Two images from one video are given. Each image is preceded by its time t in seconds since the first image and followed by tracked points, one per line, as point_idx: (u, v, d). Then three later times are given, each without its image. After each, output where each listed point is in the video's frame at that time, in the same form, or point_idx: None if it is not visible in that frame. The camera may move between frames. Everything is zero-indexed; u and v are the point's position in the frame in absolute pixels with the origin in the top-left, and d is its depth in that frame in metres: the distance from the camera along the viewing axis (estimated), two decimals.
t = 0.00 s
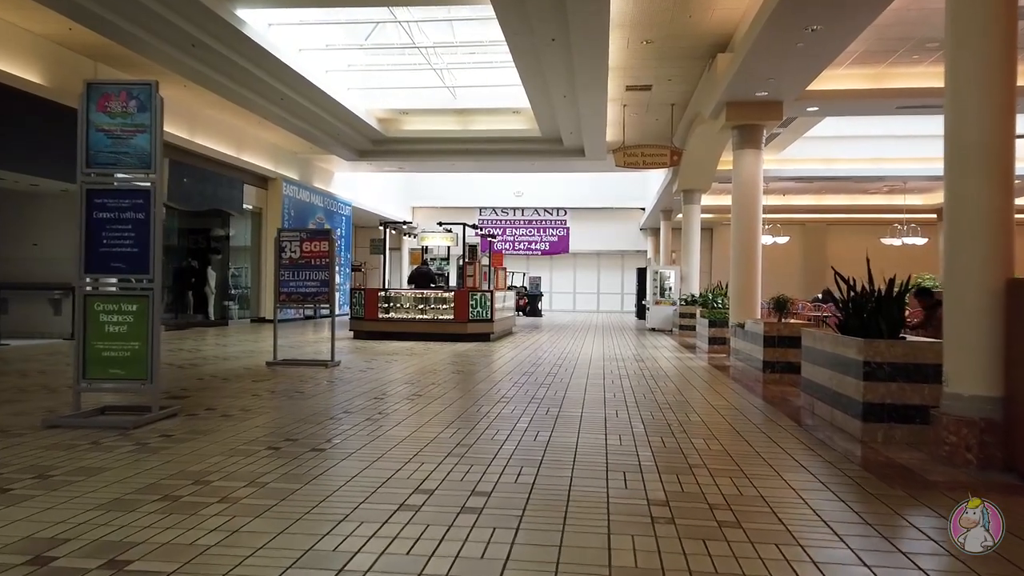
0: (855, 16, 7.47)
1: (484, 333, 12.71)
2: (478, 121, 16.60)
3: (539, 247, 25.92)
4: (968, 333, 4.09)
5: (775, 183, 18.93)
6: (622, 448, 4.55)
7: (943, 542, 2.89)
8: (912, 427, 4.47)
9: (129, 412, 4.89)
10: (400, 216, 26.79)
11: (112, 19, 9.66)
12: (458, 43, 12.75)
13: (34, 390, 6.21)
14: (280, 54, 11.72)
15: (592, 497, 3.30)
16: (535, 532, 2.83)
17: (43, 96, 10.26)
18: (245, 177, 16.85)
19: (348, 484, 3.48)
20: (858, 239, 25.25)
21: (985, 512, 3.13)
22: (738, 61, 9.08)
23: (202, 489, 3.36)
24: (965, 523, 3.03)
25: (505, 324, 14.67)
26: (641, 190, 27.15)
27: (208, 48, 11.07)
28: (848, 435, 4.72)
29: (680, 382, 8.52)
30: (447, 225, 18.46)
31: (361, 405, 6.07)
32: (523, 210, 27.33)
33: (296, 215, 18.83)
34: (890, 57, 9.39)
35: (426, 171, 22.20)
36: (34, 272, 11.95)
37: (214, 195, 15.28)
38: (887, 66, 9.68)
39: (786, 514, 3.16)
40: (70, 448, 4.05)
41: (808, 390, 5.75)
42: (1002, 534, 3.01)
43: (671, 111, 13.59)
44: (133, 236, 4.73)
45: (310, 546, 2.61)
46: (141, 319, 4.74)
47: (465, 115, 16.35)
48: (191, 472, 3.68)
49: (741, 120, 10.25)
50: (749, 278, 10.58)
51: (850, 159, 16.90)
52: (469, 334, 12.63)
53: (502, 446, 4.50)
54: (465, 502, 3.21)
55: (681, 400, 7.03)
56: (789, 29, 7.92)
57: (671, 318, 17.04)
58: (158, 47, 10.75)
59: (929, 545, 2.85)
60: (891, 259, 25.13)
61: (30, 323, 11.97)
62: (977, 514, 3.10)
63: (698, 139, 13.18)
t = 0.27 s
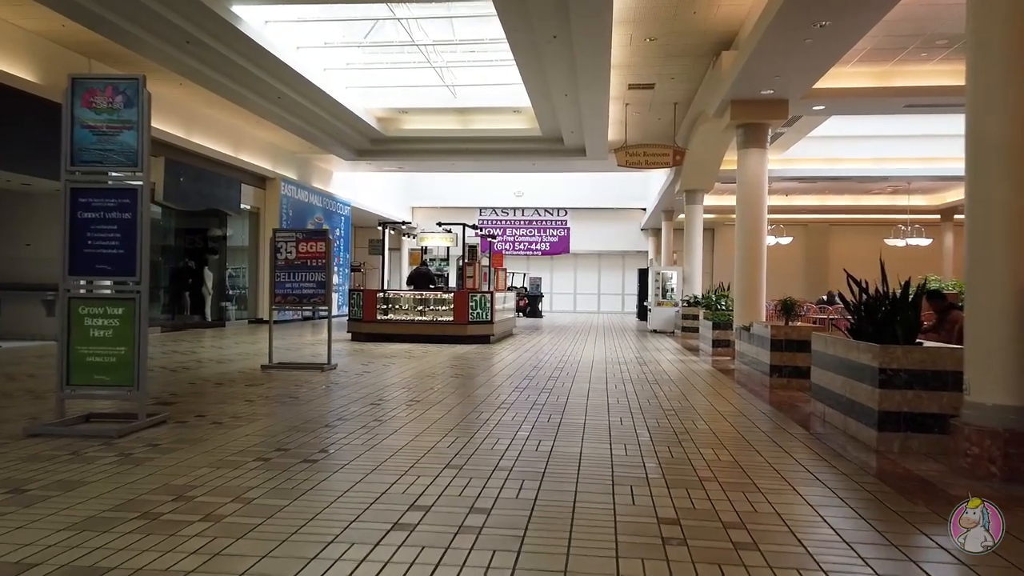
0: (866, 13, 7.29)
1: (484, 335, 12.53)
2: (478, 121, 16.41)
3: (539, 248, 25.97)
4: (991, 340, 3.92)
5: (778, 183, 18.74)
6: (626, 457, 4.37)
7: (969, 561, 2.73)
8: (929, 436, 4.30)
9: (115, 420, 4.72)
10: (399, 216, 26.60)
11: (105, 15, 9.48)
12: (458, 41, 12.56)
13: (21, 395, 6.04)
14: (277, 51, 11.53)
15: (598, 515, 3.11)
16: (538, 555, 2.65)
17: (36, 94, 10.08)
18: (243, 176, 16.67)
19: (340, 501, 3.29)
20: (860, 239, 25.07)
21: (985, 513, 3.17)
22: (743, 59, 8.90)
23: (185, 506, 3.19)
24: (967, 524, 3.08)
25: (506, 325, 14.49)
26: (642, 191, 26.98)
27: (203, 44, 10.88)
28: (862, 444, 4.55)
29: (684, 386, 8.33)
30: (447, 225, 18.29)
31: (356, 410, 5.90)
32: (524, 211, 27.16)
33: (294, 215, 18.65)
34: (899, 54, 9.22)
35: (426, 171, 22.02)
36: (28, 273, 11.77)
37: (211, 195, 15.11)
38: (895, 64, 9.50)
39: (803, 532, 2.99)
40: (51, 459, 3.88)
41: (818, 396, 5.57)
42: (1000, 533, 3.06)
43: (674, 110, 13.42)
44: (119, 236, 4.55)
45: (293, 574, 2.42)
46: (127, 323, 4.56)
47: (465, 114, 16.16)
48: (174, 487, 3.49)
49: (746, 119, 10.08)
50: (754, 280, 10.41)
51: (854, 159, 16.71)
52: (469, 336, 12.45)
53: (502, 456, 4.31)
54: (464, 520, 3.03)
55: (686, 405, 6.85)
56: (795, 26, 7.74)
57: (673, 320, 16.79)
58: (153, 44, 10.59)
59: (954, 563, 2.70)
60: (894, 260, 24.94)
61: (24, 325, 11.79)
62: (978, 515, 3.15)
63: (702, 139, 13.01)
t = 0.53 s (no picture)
0: (873, 5, 7.12)
1: (483, 334, 12.35)
2: (477, 118, 16.24)
3: (539, 247, 25.73)
4: (1009, 339, 3.76)
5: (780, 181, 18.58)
6: (629, 459, 4.18)
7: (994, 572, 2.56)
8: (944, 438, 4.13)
9: (97, 421, 4.56)
10: (398, 215, 26.44)
11: (96, 9, 9.31)
12: (457, 37, 12.40)
13: (4, 396, 5.87)
14: (272, 46, 11.36)
15: (601, 523, 2.93)
16: (536, 569, 2.46)
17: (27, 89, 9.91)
18: (239, 174, 16.50)
19: (326, 507, 3.10)
20: (862, 238, 24.90)
21: (985, 512, 3.03)
22: (746, 53, 8.72)
23: (160, 513, 3.00)
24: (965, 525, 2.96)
25: (505, 325, 14.32)
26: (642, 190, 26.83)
27: (196, 38, 10.71)
28: (873, 446, 4.38)
29: (686, 386, 8.15)
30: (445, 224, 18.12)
31: (349, 411, 5.72)
32: (523, 210, 27.03)
33: (291, 214, 18.48)
34: (904, 48, 9.06)
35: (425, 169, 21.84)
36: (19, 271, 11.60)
37: (207, 193, 14.95)
38: (901, 58, 9.34)
39: (817, 542, 2.81)
40: (26, 462, 3.71)
41: (826, 397, 5.39)
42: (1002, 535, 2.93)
43: (675, 107, 13.25)
44: (101, 231, 4.39)
45: None
46: (109, 321, 4.40)
47: (464, 111, 15.99)
48: (151, 493, 3.30)
49: (749, 115, 9.91)
50: (757, 278, 10.24)
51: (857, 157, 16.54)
52: (467, 335, 12.28)
53: (499, 458, 4.12)
54: (458, 529, 2.84)
55: (690, 404, 6.66)
56: (800, 20, 7.57)
57: (675, 320, 16.63)
58: (146, 38, 10.42)
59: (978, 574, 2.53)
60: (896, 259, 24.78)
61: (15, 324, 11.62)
62: (978, 514, 3.01)
63: (703, 135, 12.84)
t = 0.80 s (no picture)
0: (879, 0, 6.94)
1: (481, 336, 12.17)
2: (475, 117, 16.07)
3: (539, 247, 26.03)
4: None
5: (781, 181, 18.39)
6: (629, 469, 3.99)
7: None
8: (961, 447, 3.97)
9: (76, 430, 4.39)
10: (396, 215, 26.25)
11: (85, 5, 9.12)
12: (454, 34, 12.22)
13: None
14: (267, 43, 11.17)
15: (600, 544, 2.74)
16: None
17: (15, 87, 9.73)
18: (235, 173, 16.31)
19: (308, 525, 2.91)
20: (864, 238, 24.72)
21: (986, 510, 2.93)
22: (749, 49, 8.54)
23: (130, 532, 2.81)
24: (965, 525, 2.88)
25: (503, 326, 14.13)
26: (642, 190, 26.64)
27: (189, 35, 10.52)
28: (885, 455, 4.20)
29: (689, 389, 7.96)
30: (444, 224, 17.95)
31: (340, 417, 5.53)
32: (523, 210, 26.88)
33: (288, 214, 18.28)
34: (910, 44, 8.88)
35: (423, 169, 21.65)
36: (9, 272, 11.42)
37: (202, 193, 14.76)
38: (907, 54, 9.16)
39: (830, 563, 2.62)
40: None
41: (834, 401, 5.21)
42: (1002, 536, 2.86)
43: (675, 105, 13.08)
44: (79, 230, 4.21)
45: None
46: (87, 325, 4.22)
47: (462, 110, 15.81)
48: (123, 509, 3.12)
49: (751, 112, 9.72)
50: (760, 280, 10.06)
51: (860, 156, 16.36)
52: (465, 337, 12.09)
53: (494, 468, 3.93)
54: (448, 551, 2.65)
55: (693, 409, 6.47)
56: (804, 15, 7.39)
57: (675, 321, 16.46)
58: (137, 36, 10.23)
59: None
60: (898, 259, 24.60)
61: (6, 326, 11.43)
62: (977, 513, 2.91)
63: (704, 134, 12.67)
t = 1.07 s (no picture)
0: None
1: (480, 336, 12.00)
2: (474, 115, 15.90)
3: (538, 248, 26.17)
4: None
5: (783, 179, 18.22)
6: (633, 477, 3.82)
7: None
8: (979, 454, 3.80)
9: (57, 437, 4.22)
10: (395, 215, 26.07)
11: None
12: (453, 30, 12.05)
13: None
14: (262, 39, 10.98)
15: (605, 562, 2.56)
16: None
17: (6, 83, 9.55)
18: (231, 172, 16.13)
19: (294, 541, 2.74)
20: (866, 238, 24.55)
21: (986, 511, 2.98)
22: (752, 45, 8.36)
23: (102, 548, 2.63)
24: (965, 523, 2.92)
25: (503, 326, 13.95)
26: (642, 189, 26.47)
27: (183, 31, 10.34)
28: (900, 462, 4.03)
29: (691, 391, 7.78)
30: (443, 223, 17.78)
31: (333, 421, 5.35)
32: (522, 209, 26.74)
33: (285, 213, 18.10)
34: (917, 39, 8.72)
35: (422, 168, 21.47)
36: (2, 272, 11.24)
37: (198, 192, 14.60)
38: (913, 49, 9.00)
39: None
40: None
41: (844, 405, 5.05)
42: (1002, 535, 2.89)
43: (677, 103, 12.90)
44: (59, 228, 4.04)
45: None
46: (67, 327, 4.05)
47: (461, 108, 15.64)
48: (96, 522, 2.93)
49: (755, 108, 9.53)
50: (763, 280, 9.88)
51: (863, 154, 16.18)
52: (464, 338, 11.91)
53: (492, 478, 3.75)
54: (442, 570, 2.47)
55: (697, 412, 6.29)
56: (810, 9, 7.21)
57: (677, 321, 16.30)
58: (130, 31, 10.06)
59: None
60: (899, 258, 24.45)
61: None
62: (977, 513, 2.96)
63: (706, 132, 12.49)
